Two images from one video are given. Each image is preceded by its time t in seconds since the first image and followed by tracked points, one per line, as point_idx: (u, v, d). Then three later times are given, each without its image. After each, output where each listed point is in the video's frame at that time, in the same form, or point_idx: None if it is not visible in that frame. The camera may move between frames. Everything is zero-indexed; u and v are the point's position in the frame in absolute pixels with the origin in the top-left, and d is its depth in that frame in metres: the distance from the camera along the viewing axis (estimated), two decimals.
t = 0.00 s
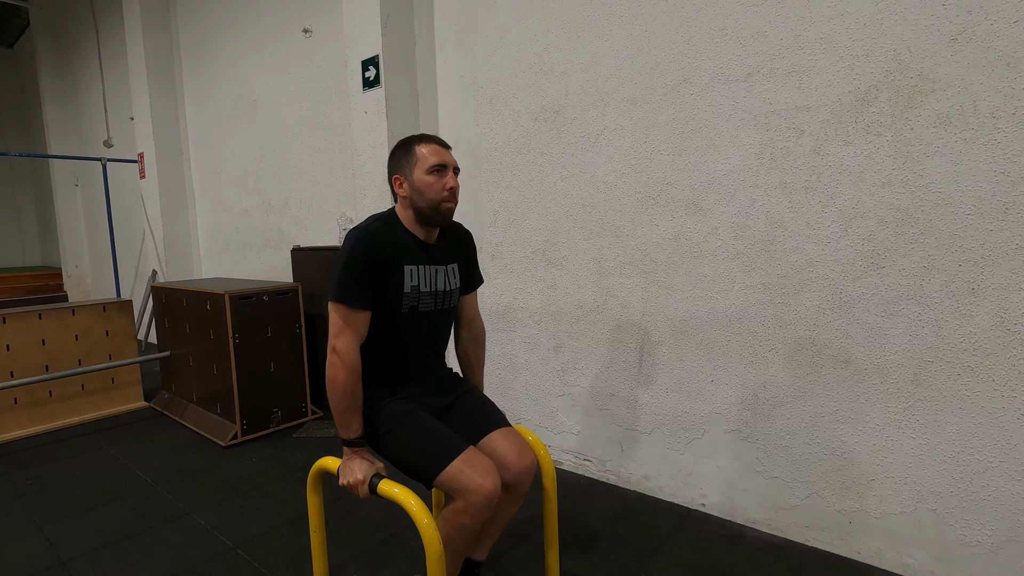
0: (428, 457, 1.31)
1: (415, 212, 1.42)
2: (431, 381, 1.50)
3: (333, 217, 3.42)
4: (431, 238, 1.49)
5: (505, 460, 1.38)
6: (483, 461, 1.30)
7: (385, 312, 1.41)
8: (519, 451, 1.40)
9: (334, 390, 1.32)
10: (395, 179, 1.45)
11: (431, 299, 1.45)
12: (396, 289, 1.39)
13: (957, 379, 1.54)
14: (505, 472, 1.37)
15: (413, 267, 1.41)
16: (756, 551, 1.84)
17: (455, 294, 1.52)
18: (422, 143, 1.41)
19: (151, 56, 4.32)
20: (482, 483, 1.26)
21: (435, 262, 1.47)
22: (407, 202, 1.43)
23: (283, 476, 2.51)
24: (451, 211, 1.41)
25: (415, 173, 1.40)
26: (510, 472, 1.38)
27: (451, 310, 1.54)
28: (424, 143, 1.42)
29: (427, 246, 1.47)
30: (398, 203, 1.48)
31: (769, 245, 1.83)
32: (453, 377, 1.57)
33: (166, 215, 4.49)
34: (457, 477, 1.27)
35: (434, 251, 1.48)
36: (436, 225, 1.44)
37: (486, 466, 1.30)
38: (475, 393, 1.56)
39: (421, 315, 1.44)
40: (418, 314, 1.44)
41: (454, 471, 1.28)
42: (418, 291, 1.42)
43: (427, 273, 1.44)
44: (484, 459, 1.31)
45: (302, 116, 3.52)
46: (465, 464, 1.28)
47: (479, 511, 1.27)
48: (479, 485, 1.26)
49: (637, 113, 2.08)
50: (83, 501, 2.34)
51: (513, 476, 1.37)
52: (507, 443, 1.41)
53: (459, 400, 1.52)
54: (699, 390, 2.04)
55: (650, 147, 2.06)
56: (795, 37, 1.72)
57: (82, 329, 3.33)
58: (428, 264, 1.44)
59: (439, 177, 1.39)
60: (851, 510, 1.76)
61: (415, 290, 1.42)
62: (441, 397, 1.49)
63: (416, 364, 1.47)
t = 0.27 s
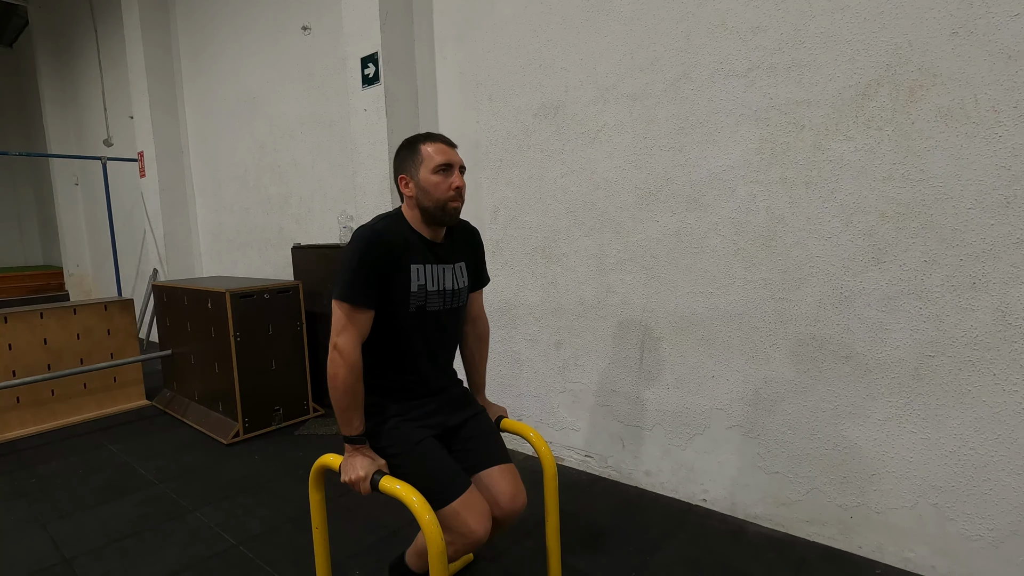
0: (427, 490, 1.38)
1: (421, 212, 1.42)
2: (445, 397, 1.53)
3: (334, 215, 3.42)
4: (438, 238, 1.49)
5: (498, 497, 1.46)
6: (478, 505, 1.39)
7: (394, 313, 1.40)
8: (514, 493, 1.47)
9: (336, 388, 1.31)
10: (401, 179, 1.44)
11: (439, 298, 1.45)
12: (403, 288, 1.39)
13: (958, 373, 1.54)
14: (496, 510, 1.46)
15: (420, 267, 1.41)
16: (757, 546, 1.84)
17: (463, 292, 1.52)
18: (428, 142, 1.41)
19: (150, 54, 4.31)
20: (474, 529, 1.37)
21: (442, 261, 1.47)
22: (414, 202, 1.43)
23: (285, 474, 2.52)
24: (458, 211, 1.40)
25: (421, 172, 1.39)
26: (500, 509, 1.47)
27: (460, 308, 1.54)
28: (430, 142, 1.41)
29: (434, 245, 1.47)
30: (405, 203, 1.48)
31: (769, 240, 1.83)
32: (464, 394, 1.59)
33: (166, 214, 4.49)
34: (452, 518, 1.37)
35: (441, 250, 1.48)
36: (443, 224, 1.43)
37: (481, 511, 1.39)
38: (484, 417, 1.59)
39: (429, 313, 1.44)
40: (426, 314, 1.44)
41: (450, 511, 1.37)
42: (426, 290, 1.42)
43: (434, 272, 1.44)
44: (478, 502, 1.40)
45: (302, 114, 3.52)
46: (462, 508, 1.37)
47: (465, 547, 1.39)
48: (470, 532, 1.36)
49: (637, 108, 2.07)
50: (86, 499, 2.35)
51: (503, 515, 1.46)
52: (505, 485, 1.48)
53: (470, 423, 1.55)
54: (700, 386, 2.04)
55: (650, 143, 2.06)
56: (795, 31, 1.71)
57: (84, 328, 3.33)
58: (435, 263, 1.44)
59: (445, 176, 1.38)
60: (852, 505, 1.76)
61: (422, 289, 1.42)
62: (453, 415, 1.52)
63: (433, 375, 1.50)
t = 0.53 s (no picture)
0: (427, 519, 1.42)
1: (423, 213, 1.42)
2: (456, 414, 1.52)
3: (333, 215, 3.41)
4: (441, 238, 1.48)
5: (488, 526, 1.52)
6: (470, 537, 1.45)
7: (399, 314, 1.40)
8: (505, 525, 1.53)
9: (337, 387, 1.31)
10: (403, 181, 1.44)
11: (446, 297, 1.44)
12: (409, 287, 1.38)
13: (959, 369, 1.54)
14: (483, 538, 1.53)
15: (424, 265, 1.40)
16: (758, 542, 1.85)
17: (469, 291, 1.51)
18: (428, 142, 1.40)
19: (148, 54, 4.31)
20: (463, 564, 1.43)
21: (447, 260, 1.46)
22: (415, 203, 1.42)
23: (286, 473, 2.52)
24: (459, 210, 1.40)
25: (422, 173, 1.39)
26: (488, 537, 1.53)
27: (467, 308, 1.52)
28: (430, 142, 1.41)
29: (437, 245, 1.47)
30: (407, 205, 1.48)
31: (769, 236, 1.83)
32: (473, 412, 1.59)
33: (165, 215, 4.48)
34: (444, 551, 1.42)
35: (445, 249, 1.47)
36: (445, 225, 1.43)
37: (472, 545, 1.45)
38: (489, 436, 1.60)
39: (435, 313, 1.43)
40: (433, 313, 1.43)
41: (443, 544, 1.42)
42: (432, 289, 1.41)
43: (439, 270, 1.43)
44: (470, 533, 1.46)
45: (301, 114, 3.51)
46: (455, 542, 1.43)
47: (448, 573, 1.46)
48: (459, 564, 1.42)
49: (636, 105, 2.07)
50: (88, 500, 2.35)
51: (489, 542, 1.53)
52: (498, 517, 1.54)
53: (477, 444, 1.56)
54: (701, 383, 2.04)
55: (649, 140, 2.05)
56: (794, 27, 1.71)
57: (84, 329, 3.33)
58: (439, 262, 1.44)
59: (446, 176, 1.38)
60: (854, 501, 1.76)
61: (428, 288, 1.41)
62: (462, 435, 1.53)
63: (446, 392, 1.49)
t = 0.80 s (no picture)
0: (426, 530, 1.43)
1: (424, 215, 1.42)
2: (461, 423, 1.51)
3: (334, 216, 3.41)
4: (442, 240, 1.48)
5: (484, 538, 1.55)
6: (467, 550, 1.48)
7: (402, 315, 1.39)
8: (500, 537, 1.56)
9: (338, 389, 1.31)
10: (403, 183, 1.44)
11: (449, 298, 1.44)
12: (411, 289, 1.38)
13: (961, 369, 1.54)
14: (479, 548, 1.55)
15: (426, 267, 1.40)
16: (760, 543, 1.84)
17: (471, 293, 1.51)
18: (429, 144, 1.40)
19: (149, 56, 4.31)
20: None
21: (449, 262, 1.46)
22: (416, 205, 1.42)
23: (287, 474, 2.52)
24: (460, 213, 1.40)
25: (422, 175, 1.39)
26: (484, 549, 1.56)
27: (470, 310, 1.52)
28: (431, 144, 1.41)
29: (439, 247, 1.46)
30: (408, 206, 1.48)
31: (770, 237, 1.83)
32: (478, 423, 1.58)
33: (166, 216, 4.49)
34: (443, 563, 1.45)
35: (446, 251, 1.47)
36: (446, 227, 1.43)
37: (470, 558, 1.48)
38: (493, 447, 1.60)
39: (439, 315, 1.42)
40: (436, 315, 1.43)
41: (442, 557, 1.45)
42: (434, 290, 1.41)
43: (441, 272, 1.43)
44: (467, 546, 1.49)
45: (302, 115, 3.51)
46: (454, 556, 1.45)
47: None
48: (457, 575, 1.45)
49: (637, 106, 2.07)
50: (89, 501, 2.35)
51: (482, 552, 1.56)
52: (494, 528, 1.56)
53: (480, 456, 1.56)
54: (702, 383, 2.04)
55: (650, 140, 2.05)
56: (795, 27, 1.71)
57: (85, 330, 3.34)
58: (441, 264, 1.44)
59: (446, 179, 1.37)
60: (855, 502, 1.76)
61: (430, 289, 1.41)
62: (466, 446, 1.53)
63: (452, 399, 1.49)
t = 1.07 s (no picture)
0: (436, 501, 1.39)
1: (425, 208, 1.41)
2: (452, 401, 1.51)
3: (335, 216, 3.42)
4: (443, 235, 1.48)
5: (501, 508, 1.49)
6: (483, 516, 1.42)
7: (398, 313, 1.40)
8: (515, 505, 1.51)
9: (342, 389, 1.31)
10: (404, 177, 1.44)
11: (445, 298, 1.44)
12: (408, 288, 1.38)
13: (962, 370, 1.54)
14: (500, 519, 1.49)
15: (425, 266, 1.40)
16: (761, 544, 1.84)
17: (469, 292, 1.52)
18: (429, 137, 1.41)
19: (150, 56, 4.32)
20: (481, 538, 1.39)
21: (448, 260, 1.47)
22: (417, 198, 1.42)
23: (288, 475, 2.52)
24: (462, 205, 1.40)
25: (423, 168, 1.39)
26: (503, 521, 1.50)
27: (466, 309, 1.53)
28: (431, 138, 1.41)
29: (438, 243, 1.47)
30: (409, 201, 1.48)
31: (771, 238, 1.83)
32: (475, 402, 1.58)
33: (167, 216, 4.49)
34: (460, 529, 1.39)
35: (445, 249, 1.48)
36: (448, 220, 1.43)
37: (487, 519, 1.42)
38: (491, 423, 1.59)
39: (435, 314, 1.43)
40: (432, 313, 1.43)
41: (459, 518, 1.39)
42: (431, 289, 1.41)
43: (439, 271, 1.43)
44: (484, 512, 1.43)
45: (303, 115, 3.52)
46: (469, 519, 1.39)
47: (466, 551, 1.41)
48: (477, 543, 1.39)
49: (638, 107, 2.07)
50: (90, 501, 2.35)
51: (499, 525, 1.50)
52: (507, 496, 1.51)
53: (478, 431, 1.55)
54: (703, 384, 2.04)
55: (651, 141, 2.05)
56: (796, 28, 1.71)
57: (87, 330, 3.34)
58: (439, 263, 1.44)
59: (448, 171, 1.38)
60: (856, 503, 1.76)
61: (427, 289, 1.41)
62: (462, 422, 1.52)
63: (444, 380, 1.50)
